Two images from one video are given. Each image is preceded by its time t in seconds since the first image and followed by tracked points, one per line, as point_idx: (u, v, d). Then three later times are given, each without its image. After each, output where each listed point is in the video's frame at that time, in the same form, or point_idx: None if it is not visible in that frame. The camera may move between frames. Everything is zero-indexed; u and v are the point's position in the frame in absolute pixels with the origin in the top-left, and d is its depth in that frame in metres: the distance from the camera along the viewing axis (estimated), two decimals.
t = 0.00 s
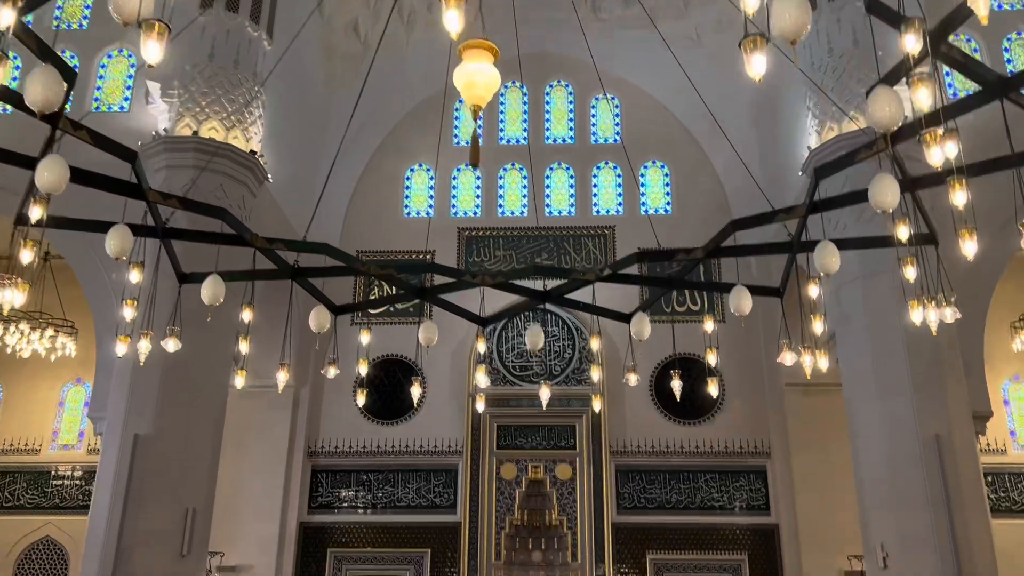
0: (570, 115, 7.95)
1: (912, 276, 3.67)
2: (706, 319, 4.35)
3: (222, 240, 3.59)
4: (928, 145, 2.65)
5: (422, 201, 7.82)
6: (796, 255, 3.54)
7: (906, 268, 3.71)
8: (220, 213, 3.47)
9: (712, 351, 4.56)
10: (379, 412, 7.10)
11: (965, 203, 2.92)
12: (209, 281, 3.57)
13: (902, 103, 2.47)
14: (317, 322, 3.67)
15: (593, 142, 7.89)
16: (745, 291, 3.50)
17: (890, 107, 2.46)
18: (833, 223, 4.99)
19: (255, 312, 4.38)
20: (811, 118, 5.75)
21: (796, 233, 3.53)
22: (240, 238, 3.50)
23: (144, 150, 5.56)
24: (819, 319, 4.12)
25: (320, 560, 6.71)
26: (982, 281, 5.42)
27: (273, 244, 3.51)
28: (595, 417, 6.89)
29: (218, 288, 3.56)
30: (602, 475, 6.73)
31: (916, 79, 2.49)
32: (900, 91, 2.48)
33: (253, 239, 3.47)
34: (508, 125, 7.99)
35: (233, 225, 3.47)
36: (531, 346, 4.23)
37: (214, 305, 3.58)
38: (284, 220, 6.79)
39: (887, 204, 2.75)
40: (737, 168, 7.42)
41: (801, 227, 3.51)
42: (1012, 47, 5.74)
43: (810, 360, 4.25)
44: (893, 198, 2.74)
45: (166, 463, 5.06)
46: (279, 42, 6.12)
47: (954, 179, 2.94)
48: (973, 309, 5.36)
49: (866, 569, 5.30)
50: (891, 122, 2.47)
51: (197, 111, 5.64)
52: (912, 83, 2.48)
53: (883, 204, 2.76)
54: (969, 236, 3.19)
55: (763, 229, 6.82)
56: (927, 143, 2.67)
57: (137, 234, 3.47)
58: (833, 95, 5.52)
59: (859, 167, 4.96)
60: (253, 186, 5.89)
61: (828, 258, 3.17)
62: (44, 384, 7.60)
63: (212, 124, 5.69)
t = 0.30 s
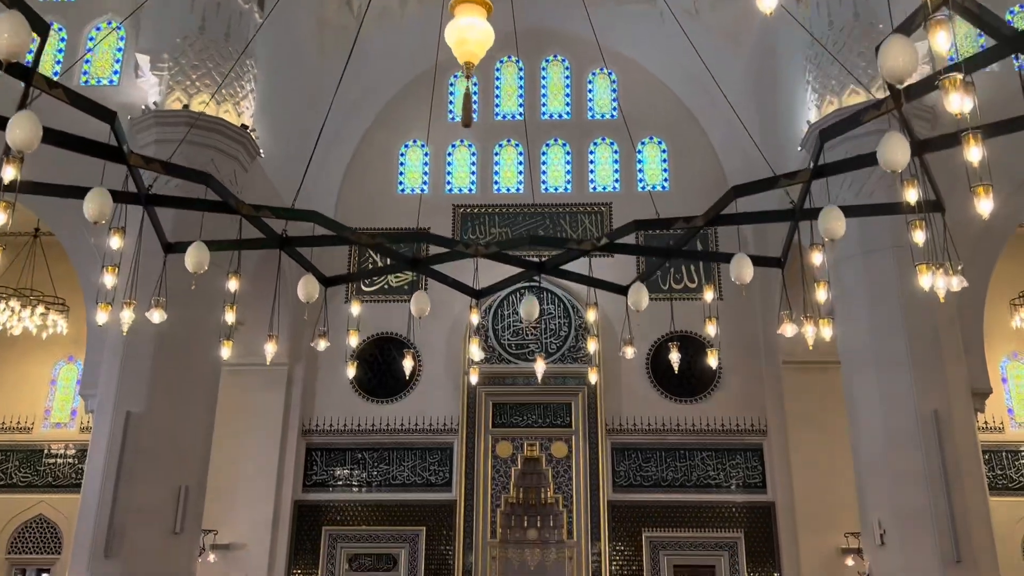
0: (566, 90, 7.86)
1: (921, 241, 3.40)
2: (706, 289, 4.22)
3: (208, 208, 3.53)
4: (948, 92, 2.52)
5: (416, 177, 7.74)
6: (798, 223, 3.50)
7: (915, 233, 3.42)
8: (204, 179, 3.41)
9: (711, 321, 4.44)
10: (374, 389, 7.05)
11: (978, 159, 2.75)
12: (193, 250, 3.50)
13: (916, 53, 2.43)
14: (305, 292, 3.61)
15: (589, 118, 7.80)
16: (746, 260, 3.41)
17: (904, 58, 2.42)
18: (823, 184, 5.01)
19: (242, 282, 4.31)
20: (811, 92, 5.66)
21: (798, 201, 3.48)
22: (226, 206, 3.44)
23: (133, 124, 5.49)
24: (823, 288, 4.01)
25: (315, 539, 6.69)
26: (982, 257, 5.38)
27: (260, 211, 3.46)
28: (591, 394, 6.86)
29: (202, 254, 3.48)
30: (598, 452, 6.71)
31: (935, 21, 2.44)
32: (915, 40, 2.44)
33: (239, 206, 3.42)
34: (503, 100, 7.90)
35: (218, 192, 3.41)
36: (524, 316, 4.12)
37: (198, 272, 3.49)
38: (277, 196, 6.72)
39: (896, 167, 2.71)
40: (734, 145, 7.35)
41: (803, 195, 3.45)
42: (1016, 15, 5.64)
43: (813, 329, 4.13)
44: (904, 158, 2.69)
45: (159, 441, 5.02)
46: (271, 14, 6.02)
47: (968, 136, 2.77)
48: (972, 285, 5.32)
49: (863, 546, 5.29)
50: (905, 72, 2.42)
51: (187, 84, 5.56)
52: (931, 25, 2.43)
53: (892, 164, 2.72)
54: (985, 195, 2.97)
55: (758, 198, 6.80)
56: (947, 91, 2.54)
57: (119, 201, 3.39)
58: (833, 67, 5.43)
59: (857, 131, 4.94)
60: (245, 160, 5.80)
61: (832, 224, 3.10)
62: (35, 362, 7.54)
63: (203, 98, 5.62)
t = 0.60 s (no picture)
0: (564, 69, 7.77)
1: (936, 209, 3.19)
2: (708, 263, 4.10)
3: (194, 179, 3.44)
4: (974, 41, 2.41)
5: (413, 157, 7.65)
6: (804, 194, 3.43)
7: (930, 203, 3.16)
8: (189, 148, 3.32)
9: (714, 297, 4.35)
10: (370, 372, 7.01)
11: (999, 120, 2.61)
12: (179, 219, 3.34)
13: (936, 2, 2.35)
14: (294, 266, 3.51)
15: (587, 98, 7.72)
16: (749, 232, 3.30)
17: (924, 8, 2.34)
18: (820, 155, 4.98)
19: (227, 255, 4.15)
20: (812, 70, 5.57)
21: (804, 171, 3.41)
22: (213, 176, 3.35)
23: (125, 101, 5.40)
24: (829, 261, 3.93)
25: (311, 521, 6.66)
26: (985, 237, 5.32)
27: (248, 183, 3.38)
28: (589, 376, 6.82)
29: (188, 226, 3.33)
30: (596, 434, 6.68)
31: None
32: None
33: (227, 177, 3.34)
34: (501, 79, 7.82)
35: (204, 162, 3.31)
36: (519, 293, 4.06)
37: (184, 244, 3.35)
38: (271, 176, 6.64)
39: (910, 129, 2.63)
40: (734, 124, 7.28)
41: (808, 166, 3.39)
42: None
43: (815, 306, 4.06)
44: (918, 118, 2.61)
45: (153, 423, 4.98)
46: None
47: (987, 95, 2.63)
48: (974, 266, 5.26)
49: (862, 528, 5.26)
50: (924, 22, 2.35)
51: (179, 62, 5.49)
52: None
53: (906, 127, 2.65)
54: (1005, 156, 2.72)
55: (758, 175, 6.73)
56: (972, 42, 2.43)
57: (102, 169, 3.29)
58: (835, 44, 5.35)
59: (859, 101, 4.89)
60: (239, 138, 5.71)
61: (839, 192, 3.02)
62: (29, 344, 7.49)
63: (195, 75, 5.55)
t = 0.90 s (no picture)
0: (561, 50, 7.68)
1: (952, 176, 3.04)
2: (710, 238, 3.98)
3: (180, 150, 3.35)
4: None
5: (409, 140, 7.58)
6: (811, 167, 3.37)
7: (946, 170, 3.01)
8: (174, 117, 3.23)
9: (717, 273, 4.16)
10: (366, 357, 6.95)
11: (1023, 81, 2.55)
12: (164, 192, 3.23)
13: None
14: (284, 241, 3.44)
15: (585, 80, 7.64)
16: (754, 205, 3.23)
17: None
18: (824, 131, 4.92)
19: (214, 229, 4.04)
20: (813, 50, 5.49)
21: (810, 143, 3.36)
22: (200, 147, 3.27)
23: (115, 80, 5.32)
24: (838, 234, 3.94)
25: (307, 506, 6.62)
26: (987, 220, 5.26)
27: (236, 154, 3.30)
28: (587, 360, 6.76)
29: (174, 198, 3.23)
30: (593, 419, 6.64)
31: None
32: None
33: (214, 149, 3.25)
34: (497, 61, 7.73)
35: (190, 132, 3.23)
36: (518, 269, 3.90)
37: (169, 217, 3.24)
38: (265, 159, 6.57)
39: (927, 91, 2.55)
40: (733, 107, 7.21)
41: (815, 139, 3.34)
42: None
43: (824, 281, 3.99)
44: (939, 78, 2.54)
45: (145, 407, 4.92)
46: None
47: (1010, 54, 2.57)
48: (976, 249, 5.20)
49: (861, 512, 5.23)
50: None
51: (171, 41, 5.39)
52: None
53: (922, 90, 2.57)
54: None
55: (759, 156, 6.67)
56: None
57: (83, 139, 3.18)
58: (836, 24, 5.28)
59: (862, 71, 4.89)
60: (231, 119, 5.62)
61: (849, 162, 2.93)
62: (21, 329, 7.42)
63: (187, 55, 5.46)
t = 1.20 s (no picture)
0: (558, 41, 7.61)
1: (968, 156, 2.91)
2: (714, 225, 3.86)
3: (163, 132, 3.27)
4: None
5: (403, 131, 7.50)
6: (816, 152, 3.29)
7: (960, 150, 2.88)
8: (155, 97, 3.14)
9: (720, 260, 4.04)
10: (361, 350, 6.89)
11: None
12: (144, 173, 3.14)
13: None
14: (271, 226, 3.36)
15: (582, 71, 7.56)
16: (760, 189, 3.15)
17: None
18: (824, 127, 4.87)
19: (198, 212, 3.93)
20: (812, 40, 5.43)
21: (815, 128, 3.29)
22: (184, 128, 3.18)
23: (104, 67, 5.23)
24: (846, 218, 3.63)
25: (300, 500, 6.56)
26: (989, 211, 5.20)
27: (222, 136, 3.22)
28: (583, 354, 6.70)
29: (155, 180, 3.12)
30: (590, 413, 6.58)
31: None
32: None
33: (198, 131, 3.16)
34: (493, 51, 7.63)
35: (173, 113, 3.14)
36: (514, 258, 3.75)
37: (151, 200, 3.12)
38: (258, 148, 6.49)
39: (946, 64, 2.48)
40: (731, 98, 7.15)
41: (821, 123, 3.27)
42: None
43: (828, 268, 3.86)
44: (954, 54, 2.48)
45: (135, 399, 4.84)
46: None
47: None
48: (977, 241, 5.14)
49: (860, 507, 5.18)
50: None
51: (161, 29, 5.31)
52: None
53: (941, 65, 2.50)
54: None
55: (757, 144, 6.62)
56: None
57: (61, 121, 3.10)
58: (835, 12, 5.22)
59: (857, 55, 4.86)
60: (223, 108, 5.54)
61: (861, 143, 2.84)
62: (11, 321, 7.33)
63: (178, 43, 5.38)
